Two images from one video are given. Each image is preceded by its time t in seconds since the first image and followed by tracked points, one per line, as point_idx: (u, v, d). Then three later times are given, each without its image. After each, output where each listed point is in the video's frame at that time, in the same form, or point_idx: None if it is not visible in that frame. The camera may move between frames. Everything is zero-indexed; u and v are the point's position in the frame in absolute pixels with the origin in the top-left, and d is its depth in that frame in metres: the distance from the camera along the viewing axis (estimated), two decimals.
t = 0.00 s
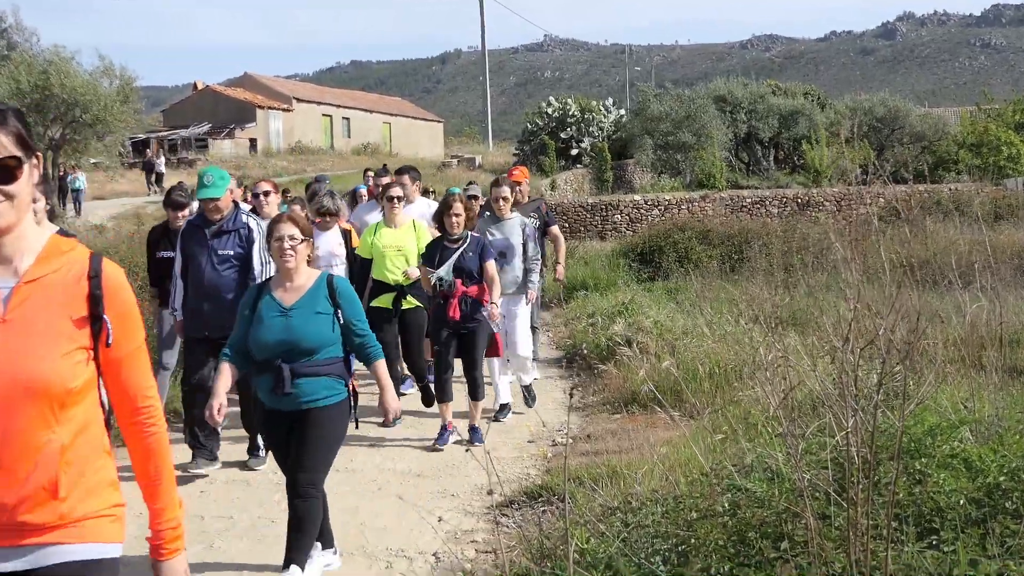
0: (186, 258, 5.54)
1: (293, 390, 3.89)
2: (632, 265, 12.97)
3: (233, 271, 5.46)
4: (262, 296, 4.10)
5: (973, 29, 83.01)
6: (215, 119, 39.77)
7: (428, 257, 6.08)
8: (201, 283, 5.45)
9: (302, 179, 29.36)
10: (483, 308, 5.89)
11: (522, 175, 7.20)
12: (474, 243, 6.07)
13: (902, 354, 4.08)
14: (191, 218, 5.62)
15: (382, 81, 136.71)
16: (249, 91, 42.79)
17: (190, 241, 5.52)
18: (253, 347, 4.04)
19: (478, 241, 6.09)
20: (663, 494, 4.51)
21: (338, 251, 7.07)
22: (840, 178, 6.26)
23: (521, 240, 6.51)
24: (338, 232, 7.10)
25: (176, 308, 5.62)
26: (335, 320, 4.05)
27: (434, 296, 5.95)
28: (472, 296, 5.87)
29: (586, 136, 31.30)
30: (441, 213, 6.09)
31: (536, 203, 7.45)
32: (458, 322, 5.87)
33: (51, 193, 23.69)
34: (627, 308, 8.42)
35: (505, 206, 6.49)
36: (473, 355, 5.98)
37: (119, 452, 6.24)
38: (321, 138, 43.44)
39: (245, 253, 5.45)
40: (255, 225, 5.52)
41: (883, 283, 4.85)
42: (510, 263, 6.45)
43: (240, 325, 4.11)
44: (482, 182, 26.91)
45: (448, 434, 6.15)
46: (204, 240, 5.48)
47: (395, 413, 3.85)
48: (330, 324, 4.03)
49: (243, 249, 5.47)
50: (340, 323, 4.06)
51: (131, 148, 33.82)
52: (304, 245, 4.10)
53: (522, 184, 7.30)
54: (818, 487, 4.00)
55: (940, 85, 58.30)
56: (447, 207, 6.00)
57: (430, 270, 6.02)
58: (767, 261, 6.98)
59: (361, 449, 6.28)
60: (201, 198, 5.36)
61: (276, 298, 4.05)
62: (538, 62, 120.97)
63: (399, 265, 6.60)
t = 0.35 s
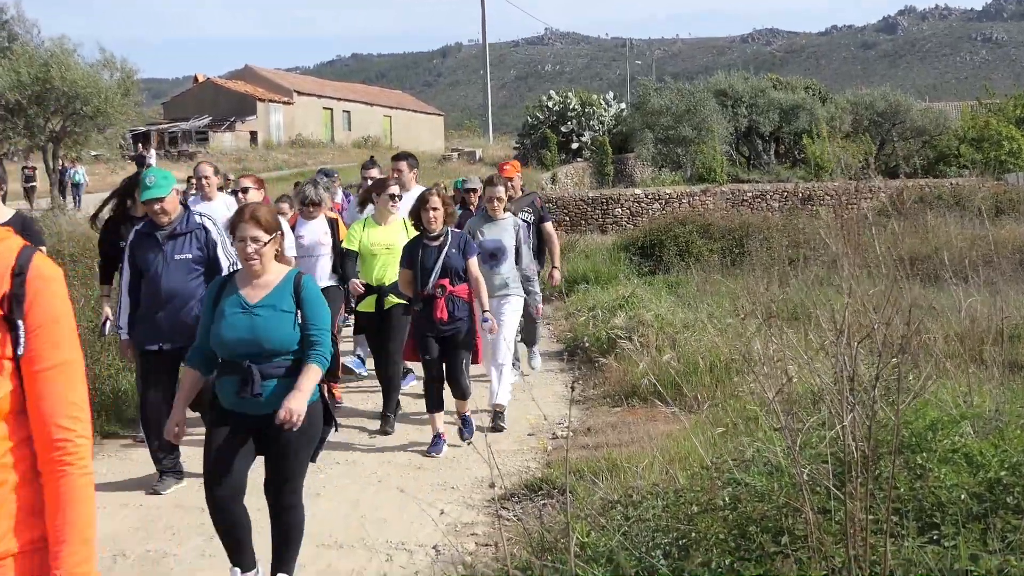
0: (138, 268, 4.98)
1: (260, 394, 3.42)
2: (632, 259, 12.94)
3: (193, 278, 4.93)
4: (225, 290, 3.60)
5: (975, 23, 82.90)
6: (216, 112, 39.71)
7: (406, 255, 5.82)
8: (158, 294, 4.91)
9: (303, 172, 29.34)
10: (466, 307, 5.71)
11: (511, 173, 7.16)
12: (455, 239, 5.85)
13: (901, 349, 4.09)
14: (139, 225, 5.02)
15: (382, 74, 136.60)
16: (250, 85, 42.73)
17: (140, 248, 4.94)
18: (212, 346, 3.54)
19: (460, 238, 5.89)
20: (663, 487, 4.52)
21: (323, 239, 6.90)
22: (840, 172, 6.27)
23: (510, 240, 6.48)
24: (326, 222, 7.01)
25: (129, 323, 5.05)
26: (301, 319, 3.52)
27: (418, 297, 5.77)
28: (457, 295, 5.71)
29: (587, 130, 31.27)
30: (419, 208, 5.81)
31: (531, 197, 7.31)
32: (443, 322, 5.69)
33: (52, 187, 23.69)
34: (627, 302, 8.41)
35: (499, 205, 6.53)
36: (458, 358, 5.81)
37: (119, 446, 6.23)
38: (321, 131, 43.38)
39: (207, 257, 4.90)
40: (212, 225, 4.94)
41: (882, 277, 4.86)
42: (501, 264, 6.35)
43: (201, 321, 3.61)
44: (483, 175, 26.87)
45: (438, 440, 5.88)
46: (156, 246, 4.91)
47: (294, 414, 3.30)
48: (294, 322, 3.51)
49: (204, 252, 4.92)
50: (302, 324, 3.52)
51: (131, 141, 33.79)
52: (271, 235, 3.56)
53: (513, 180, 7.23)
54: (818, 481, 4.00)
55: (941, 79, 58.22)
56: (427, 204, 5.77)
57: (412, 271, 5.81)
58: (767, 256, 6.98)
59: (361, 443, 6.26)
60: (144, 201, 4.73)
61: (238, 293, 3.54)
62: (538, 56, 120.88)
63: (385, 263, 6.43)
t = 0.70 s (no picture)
0: (101, 268, 4.80)
1: (206, 425, 3.15)
2: (636, 253, 12.94)
3: (157, 283, 4.75)
4: (159, 314, 3.33)
5: (977, 13, 82.70)
6: (217, 107, 39.71)
7: (399, 258, 5.59)
8: (118, 299, 4.73)
9: (305, 166, 29.35)
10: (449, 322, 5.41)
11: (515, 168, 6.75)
12: (449, 245, 5.55)
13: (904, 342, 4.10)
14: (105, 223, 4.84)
15: (383, 68, 136.45)
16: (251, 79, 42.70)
17: (104, 248, 4.76)
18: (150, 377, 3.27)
19: (456, 243, 5.57)
20: (668, 481, 4.53)
21: (311, 240, 6.76)
22: (843, 165, 6.27)
23: (505, 234, 6.18)
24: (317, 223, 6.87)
25: (92, 325, 4.89)
26: (241, 333, 3.23)
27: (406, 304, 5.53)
28: (443, 307, 5.42)
29: (589, 123, 31.23)
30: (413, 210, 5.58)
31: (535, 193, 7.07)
32: (425, 335, 5.43)
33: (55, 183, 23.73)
34: (631, 296, 8.41)
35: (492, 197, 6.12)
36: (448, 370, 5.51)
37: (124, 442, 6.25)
38: (323, 125, 43.34)
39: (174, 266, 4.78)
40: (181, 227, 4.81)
41: (885, 268, 4.86)
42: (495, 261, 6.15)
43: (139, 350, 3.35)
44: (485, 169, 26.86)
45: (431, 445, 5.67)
46: (120, 247, 4.73)
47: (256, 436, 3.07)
48: (233, 339, 3.22)
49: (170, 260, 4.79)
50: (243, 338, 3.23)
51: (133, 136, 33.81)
52: (203, 247, 3.30)
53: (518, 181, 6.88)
54: (823, 474, 4.01)
55: (943, 70, 58.13)
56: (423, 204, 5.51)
57: (403, 275, 5.59)
58: (770, 249, 6.98)
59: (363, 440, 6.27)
60: (113, 197, 4.51)
61: (171, 314, 3.27)
62: (539, 48, 120.75)
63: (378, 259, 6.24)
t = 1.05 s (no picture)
0: (61, 256, 4.53)
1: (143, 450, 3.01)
2: (637, 250, 12.93)
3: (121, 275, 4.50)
4: (96, 322, 3.13)
5: (981, 14, 82.60)
6: (221, 101, 39.75)
7: (383, 255, 5.27)
8: (76, 291, 4.47)
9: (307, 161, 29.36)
10: (444, 318, 5.10)
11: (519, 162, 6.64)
12: (437, 240, 5.27)
13: (906, 340, 4.10)
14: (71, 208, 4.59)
15: (386, 64, 136.48)
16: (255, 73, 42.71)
17: (64, 232, 4.50)
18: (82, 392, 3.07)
19: (441, 236, 5.30)
20: (669, 478, 4.53)
21: (286, 240, 6.37)
22: (845, 162, 6.27)
23: (491, 230, 5.93)
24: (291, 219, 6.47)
25: (54, 317, 4.53)
26: (197, 361, 3.12)
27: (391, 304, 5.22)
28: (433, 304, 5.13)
29: (592, 120, 31.24)
30: (396, 208, 5.21)
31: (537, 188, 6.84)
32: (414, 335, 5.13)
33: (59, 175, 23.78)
34: (632, 293, 8.39)
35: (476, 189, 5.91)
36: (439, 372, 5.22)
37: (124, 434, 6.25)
38: (326, 121, 43.33)
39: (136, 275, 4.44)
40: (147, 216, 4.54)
41: (886, 267, 4.85)
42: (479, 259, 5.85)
43: (69, 359, 3.13)
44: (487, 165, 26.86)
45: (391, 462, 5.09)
46: (82, 234, 4.48)
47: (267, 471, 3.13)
48: (192, 368, 3.11)
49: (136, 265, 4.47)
50: (201, 369, 3.14)
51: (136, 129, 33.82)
52: (157, 261, 3.15)
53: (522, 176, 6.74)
54: (824, 473, 4.01)
55: (947, 70, 58.14)
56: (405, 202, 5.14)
57: (389, 274, 5.26)
58: (770, 248, 6.98)
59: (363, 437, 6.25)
60: (79, 179, 4.34)
61: (114, 329, 3.08)
62: (544, 45, 120.74)
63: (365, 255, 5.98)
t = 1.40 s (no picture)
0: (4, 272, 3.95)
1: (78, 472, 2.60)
2: (643, 244, 12.93)
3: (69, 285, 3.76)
4: (18, 335, 2.74)
5: (987, 5, 82.28)
6: (225, 99, 39.81)
7: (353, 257, 4.97)
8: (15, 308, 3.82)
9: (312, 158, 29.41)
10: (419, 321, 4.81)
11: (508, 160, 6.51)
12: (409, 237, 4.94)
13: (911, 332, 4.11)
14: (11, 215, 4.05)
15: (390, 60, 136.50)
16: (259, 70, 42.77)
17: (5, 245, 3.96)
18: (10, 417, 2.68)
19: (415, 235, 4.97)
20: (676, 471, 4.53)
21: (263, 234, 6.03)
22: (850, 155, 6.29)
23: (490, 236, 5.69)
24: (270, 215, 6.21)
25: None
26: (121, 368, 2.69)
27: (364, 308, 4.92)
28: (411, 306, 4.83)
29: (596, 114, 31.21)
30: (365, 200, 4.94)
31: (532, 186, 6.76)
32: (394, 342, 4.80)
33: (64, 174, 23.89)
34: (637, 287, 8.39)
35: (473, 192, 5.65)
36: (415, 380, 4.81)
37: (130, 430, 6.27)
38: (331, 118, 43.35)
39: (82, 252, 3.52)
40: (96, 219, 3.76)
41: (891, 258, 4.85)
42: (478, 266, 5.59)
43: None
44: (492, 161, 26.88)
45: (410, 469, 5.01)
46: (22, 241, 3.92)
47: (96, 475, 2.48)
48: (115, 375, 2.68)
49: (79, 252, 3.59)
50: (124, 374, 2.69)
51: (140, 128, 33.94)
52: (85, 260, 2.75)
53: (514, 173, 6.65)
54: (831, 465, 4.00)
55: (952, 61, 57.97)
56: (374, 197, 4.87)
57: (360, 279, 4.94)
58: (776, 241, 6.97)
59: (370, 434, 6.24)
60: (13, 178, 3.82)
61: (37, 341, 2.69)
62: (548, 40, 120.67)
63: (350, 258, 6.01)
